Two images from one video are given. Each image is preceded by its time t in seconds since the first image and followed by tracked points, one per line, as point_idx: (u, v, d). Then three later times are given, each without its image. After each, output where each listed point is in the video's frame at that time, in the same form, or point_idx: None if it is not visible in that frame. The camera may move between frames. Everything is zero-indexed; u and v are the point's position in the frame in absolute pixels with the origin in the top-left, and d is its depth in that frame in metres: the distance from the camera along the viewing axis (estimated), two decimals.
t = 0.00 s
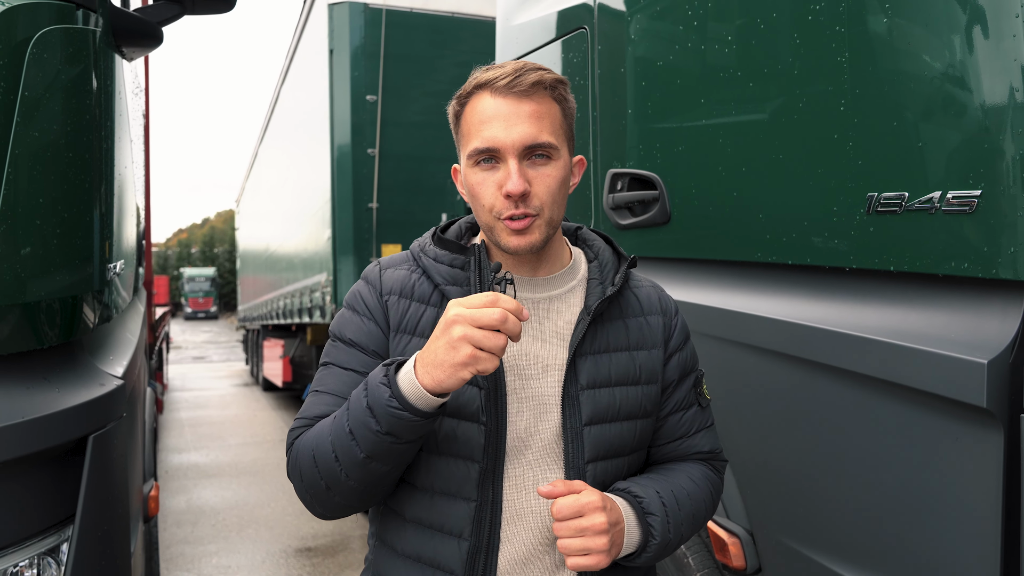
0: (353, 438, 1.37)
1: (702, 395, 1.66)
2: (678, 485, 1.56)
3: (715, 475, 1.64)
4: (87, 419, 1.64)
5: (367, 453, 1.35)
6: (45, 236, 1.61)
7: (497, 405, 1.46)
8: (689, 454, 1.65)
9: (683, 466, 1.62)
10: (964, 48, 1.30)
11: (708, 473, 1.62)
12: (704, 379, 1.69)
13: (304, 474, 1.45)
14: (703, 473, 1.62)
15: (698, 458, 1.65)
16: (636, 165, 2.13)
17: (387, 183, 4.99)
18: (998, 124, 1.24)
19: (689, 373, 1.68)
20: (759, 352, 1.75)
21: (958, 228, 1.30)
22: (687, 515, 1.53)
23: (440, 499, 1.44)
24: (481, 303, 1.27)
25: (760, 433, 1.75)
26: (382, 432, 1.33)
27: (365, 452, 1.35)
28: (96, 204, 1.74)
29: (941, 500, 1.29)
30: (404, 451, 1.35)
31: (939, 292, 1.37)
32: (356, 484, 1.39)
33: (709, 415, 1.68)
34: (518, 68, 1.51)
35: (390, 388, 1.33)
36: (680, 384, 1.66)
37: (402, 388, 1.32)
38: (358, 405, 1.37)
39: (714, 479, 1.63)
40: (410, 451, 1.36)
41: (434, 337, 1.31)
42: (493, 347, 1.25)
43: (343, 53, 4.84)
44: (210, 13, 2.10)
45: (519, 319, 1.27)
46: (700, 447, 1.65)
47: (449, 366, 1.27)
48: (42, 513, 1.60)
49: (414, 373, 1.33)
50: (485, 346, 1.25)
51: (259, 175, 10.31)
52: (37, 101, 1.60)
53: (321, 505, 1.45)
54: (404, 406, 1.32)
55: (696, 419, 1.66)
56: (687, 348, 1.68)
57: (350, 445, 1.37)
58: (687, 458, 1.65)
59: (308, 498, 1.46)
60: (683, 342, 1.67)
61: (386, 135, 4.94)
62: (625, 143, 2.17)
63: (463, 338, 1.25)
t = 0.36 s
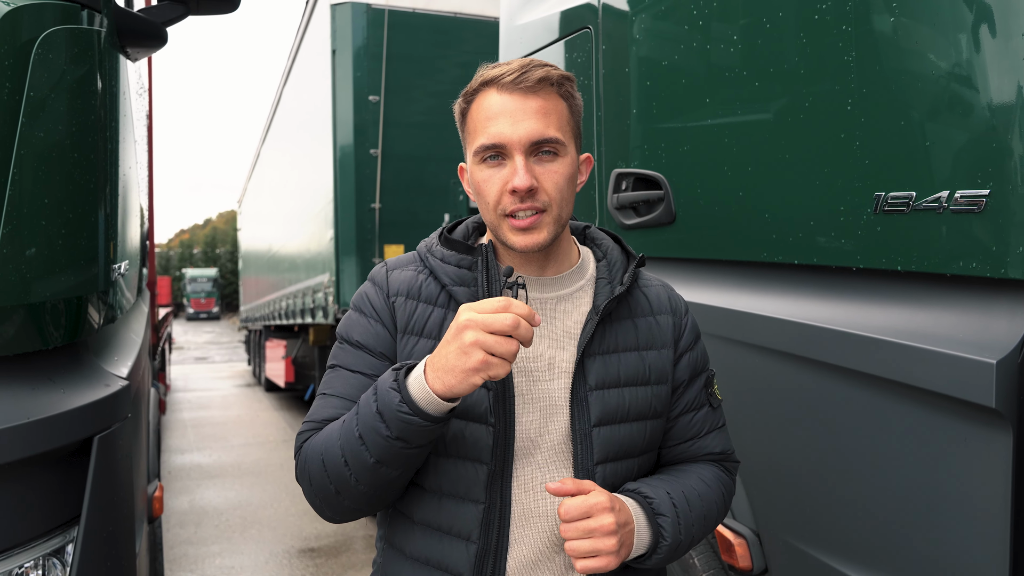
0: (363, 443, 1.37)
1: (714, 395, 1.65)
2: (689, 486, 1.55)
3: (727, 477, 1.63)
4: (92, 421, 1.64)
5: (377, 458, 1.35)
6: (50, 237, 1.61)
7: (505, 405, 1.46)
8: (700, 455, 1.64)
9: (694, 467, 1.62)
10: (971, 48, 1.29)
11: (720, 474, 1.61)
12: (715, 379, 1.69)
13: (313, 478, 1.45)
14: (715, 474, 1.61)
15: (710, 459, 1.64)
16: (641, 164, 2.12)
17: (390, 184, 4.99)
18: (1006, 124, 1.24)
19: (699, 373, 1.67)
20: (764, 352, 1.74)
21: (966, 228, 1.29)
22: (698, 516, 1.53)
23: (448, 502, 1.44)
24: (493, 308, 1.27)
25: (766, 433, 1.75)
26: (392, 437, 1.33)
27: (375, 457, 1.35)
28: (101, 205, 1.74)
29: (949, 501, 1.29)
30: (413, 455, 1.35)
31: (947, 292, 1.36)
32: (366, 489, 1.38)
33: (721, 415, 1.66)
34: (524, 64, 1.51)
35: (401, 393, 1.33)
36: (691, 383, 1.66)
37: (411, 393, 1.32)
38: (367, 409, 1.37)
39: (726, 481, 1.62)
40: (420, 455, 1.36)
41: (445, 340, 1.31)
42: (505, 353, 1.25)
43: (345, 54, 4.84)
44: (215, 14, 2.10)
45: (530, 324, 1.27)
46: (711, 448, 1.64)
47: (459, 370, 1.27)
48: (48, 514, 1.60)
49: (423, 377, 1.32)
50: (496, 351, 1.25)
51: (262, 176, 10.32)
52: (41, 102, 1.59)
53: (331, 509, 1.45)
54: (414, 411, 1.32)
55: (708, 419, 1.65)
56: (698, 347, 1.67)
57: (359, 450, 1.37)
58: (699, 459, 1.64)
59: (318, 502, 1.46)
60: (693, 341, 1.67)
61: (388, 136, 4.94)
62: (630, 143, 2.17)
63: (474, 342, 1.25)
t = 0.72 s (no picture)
0: (358, 440, 1.36)
1: (717, 395, 1.65)
2: (692, 486, 1.55)
3: (731, 478, 1.62)
4: (93, 421, 1.63)
5: (374, 456, 1.34)
6: (52, 237, 1.60)
7: (504, 405, 1.45)
8: (705, 456, 1.63)
9: (698, 467, 1.61)
10: (975, 48, 1.29)
11: (724, 474, 1.61)
12: (718, 378, 1.68)
13: (310, 479, 1.44)
14: (719, 474, 1.60)
15: (715, 459, 1.64)
16: (643, 165, 2.12)
17: (390, 184, 4.98)
18: (1011, 124, 1.23)
19: (702, 373, 1.66)
20: (768, 353, 1.74)
21: (971, 229, 1.29)
22: (701, 515, 1.51)
23: (446, 502, 1.44)
24: (490, 300, 1.27)
25: (769, 435, 1.74)
26: (388, 434, 1.33)
27: (371, 454, 1.34)
28: (103, 205, 1.74)
29: (954, 502, 1.28)
30: (411, 452, 1.34)
31: (952, 292, 1.36)
32: (363, 488, 1.38)
33: (725, 416, 1.66)
34: (518, 61, 1.51)
35: (396, 389, 1.33)
36: (693, 383, 1.65)
37: (406, 389, 1.32)
38: (363, 406, 1.37)
39: (731, 482, 1.61)
40: (416, 452, 1.35)
41: (440, 336, 1.31)
42: (501, 346, 1.25)
43: (346, 54, 4.84)
44: (216, 14, 2.10)
45: (527, 317, 1.27)
46: (715, 449, 1.63)
47: (454, 364, 1.27)
48: (48, 516, 1.59)
49: (420, 372, 1.32)
50: (493, 344, 1.24)
51: (262, 176, 10.32)
52: (43, 102, 1.59)
53: (328, 511, 1.44)
54: (409, 407, 1.31)
55: (711, 420, 1.65)
56: (700, 346, 1.67)
57: (355, 447, 1.36)
58: (703, 460, 1.64)
59: (315, 504, 1.45)
60: (695, 340, 1.66)
61: (389, 136, 4.93)
62: (632, 144, 2.16)
63: (470, 335, 1.24)
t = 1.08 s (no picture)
0: (338, 432, 1.36)
1: (711, 396, 1.64)
2: (686, 489, 1.55)
3: (726, 480, 1.62)
4: (89, 423, 1.62)
5: (353, 448, 1.34)
6: (48, 238, 1.59)
7: (494, 408, 1.45)
8: (700, 457, 1.63)
9: (692, 470, 1.61)
10: (972, 47, 1.29)
11: (718, 477, 1.61)
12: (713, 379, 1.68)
13: (293, 480, 1.43)
14: (712, 477, 1.60)
15: (709, 461, 1.63)
16: (641, 165, 2.12)
17: (386, 185, 4.97)
18: (1010, 123, 1.23)
19: (696, 374, 1.66)
20: (767, 353, 1.73)
21: (971, 229, 1.29)
22: (694, 519, 1.51)
23: (435, 506, 1.43)
24: (462, 276, 1.27)
25: (768, 435, 1.74)
26: (367, 423, 1.32)
27: (350, 446, 1.34)
28: (99, 205, 1.73)
29: (954, 502, 1.29)
30: (391, 443, 1.33)
31: (951, 293, 1.36)
32: (344, 484, 1.37)
33: (719, 417, 1.65)
34: (512, 55, 1.52)
35: (373, 375, 1.33)
36: (687, 384, 1.65)
37: (384, 373, 1.31)
38: (342, 397, 1.36)
39: (725, 484, 1.62)
40: (397, 443, 1.34)
41: (417, 320, 1.30)
42: (477, 321, 1.25)
43: (341, 55, 4.83)
44: (212, 14, 2.09)
45: (502, 290, 1.26)
46: (709, 451, 1.63)
47: (431, 344, 1.26)
48: (45, 519, 1.58)
49: (397, 357, 1.31)
50: (468, 319, 1.25)
51: (257, 177, 10.30)
52: (38, 102, 1.58)
53: (312, 514, 1.43)
54: (387, 393, 1.30)
55: (705, 421, 1.64)
56: (693, 347, 1.67)
57: (335, 440, 1.36)
58: (697, 461, 1.64)
59: (299, 506, 1.44)
60: (689, 341, 1.66)
61: (385, 137, 4.92)
62: (630, 144, 2.16)
63: (445, 312, 1.25)
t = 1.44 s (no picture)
0: (332, 441, 1.35)
1: (705, 400, 1.66)
2: (681, 493, 1.55)
3: (720, 485, 1.63)
4: (90, 426, 1.62)
5: (349, 457, 1.33)
6: (48, 240, 1.59)
7: (485, 410, 1.45)
8: (693, 462, 1.64)
9: (686, 475, 1.62)
10: (972, 47, 1.29)
11: (713, 482, 1.61)
12: (707, 383, 1.68)
13: (281, 487, 1.43)
14: (707, 482, 1.61)
15: (702, 467, 1.64)
16: (640, 166, 2.12)
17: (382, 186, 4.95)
18: (1010, 123, 1.24)
19: (690, 377, 1.67)
20: (767, 354, 1.74)
21: (973, 229, 1.29)
22: (690, 525, 1.51)
23: (423, 512, 1.43)
24: (468, 285, 1.27)
25: (769, 436, 1.74)
26: (364, 432, 1.32)
27: (346, 456, 1.33)
28: (99, 207, 1.73)
29: (955, 502, 1.29)
30: (388, 451, 1.33)
31: (952, 293, 1.36)
32: (336, 493, 1.36)
33: (713, 422, 1.67)
34: (499, 53, 1.51)
35: (371, 382, 1.32)
36: (681, 389, 1.66)
37: (384, 382, 1.31)
38: (337, 404, 1.35)
39: (720, 490, 1.62)
40: (393, 453, 1.34)
41: (418, 326, 1.30)
42: (481, 332, 1.24)
43: (339, 56, 4.83)
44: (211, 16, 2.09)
45: (507, 302, 1.26)
46: (704, 455, 1.64)
47: (434, 353, 1.26)
48: (46, 521, 1.58)
49: (397, 365, 1.31)
50: (473, 329, 1.24)
51: (254, 179, 10.29)
52: (38, 104, 1.58)
53: (301, 522, 1.43)
54: (386, 401, 1.30)
55: (699, 425, 1.66)
56: (688, 350, 1.67)
57: (329, 449, 1.35)
58: (690, 467, 1.65)
59: (287, 514, 1.44)
60: (684, 344, 1.66)
61: (382, 138, 4.91)
62: (629, 145, 2.16)
63: (450, 321, 1.24)
